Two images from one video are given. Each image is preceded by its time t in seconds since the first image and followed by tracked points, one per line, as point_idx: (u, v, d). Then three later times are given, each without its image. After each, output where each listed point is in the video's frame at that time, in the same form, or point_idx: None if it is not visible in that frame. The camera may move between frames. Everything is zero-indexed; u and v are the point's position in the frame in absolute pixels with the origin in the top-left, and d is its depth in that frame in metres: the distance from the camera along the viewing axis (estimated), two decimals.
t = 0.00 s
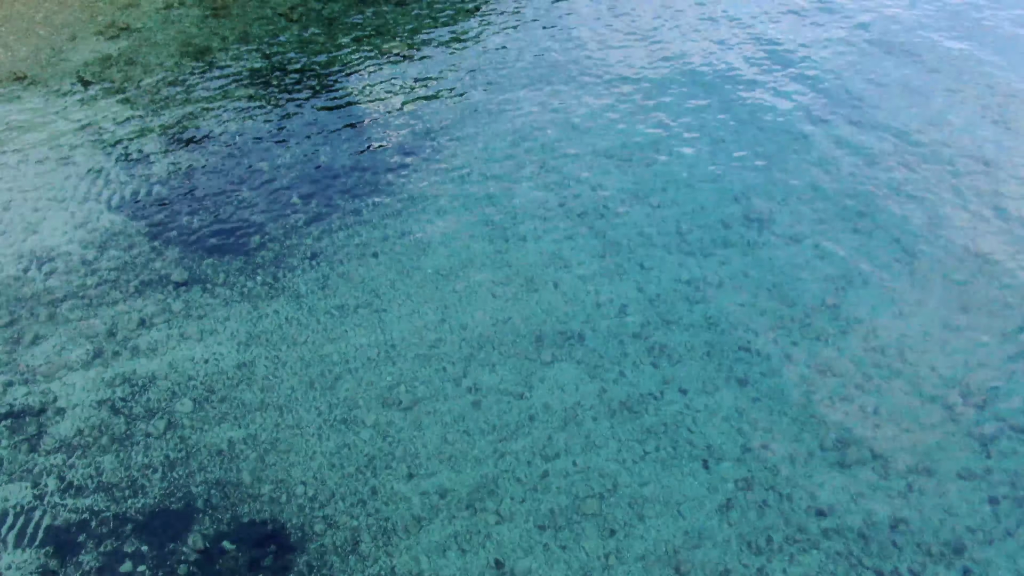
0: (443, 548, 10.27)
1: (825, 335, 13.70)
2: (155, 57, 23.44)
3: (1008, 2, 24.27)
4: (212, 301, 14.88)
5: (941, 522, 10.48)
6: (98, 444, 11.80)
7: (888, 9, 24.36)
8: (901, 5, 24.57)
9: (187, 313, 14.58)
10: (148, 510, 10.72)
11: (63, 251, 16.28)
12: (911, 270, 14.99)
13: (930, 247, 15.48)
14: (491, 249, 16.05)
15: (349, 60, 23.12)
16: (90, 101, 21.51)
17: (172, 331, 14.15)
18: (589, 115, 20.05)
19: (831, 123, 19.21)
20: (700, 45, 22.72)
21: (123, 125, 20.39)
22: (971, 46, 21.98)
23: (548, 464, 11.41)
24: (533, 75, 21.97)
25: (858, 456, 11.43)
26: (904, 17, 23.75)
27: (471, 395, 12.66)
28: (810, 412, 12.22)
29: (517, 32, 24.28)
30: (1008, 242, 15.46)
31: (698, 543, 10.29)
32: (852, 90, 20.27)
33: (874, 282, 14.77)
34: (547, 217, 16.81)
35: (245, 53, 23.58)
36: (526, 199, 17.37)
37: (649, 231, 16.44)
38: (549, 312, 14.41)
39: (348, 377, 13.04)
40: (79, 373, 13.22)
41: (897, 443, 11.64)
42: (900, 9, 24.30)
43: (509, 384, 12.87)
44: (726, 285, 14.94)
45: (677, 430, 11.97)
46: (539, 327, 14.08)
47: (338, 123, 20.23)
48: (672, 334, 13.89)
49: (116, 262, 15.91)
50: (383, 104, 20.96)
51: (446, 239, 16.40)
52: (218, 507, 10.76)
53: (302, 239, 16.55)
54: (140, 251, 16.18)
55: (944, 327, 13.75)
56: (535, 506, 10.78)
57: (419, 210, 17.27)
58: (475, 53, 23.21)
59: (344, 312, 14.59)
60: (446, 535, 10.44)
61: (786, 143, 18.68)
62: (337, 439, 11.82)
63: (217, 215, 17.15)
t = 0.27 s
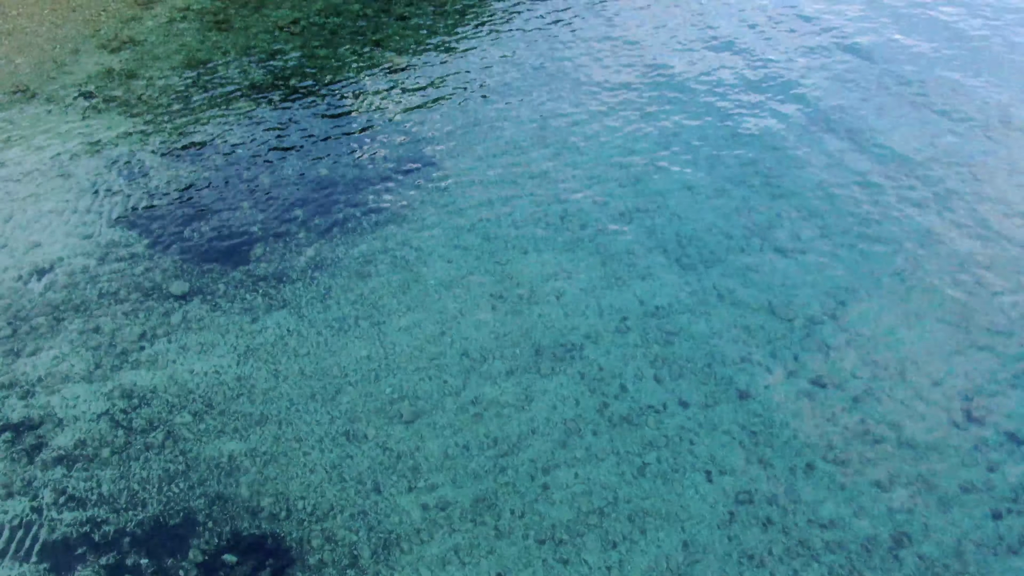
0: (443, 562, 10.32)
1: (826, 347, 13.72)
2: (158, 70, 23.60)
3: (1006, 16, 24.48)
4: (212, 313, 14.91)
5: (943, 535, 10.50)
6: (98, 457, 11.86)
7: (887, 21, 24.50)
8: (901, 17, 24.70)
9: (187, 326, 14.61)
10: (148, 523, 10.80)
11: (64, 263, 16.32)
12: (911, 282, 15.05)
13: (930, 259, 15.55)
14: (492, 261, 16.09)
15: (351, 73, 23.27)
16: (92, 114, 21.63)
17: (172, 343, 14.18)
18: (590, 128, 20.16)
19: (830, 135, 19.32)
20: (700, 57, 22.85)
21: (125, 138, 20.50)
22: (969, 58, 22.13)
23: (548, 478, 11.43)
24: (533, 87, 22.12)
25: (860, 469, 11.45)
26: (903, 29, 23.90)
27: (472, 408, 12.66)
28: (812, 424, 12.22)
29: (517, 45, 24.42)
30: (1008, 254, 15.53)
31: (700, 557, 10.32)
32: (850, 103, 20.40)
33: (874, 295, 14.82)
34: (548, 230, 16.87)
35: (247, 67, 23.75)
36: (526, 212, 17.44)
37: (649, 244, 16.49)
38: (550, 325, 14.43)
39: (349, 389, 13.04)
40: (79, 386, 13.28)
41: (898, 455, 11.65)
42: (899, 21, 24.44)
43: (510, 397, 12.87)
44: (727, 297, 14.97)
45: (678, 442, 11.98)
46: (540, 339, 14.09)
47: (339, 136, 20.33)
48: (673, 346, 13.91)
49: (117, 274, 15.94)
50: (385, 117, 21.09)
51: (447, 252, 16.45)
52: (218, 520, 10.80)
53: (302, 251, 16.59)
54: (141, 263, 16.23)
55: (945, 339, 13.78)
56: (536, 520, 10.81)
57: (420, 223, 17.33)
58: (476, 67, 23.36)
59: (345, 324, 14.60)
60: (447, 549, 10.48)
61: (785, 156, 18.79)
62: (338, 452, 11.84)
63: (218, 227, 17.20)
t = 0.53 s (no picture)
0: None
1: (827, 360, 13.72)
2: (160, 84, 23.76)
3: (1005, 27, 24.56)
4: (213, 325, 14.92)
5: (945, 549, 10.52)
6: (98, 469, 11.94)
7: (886, 32, 24.60)
8: (900, 28, 24.80)
9: (187, 338, 14.62)
10: (147, 537, 10.85)
11: (65, 275, 16.35)
12: (912, 294, 15.06)
13: (931, 271, 15.57)
14: (492, 274, 16.12)
15: (352, 86, 23.42)
16: (95, 127, 21.75)
17: (172, 355, 14.19)
18: (590, 141, 20.26)
19: (830, 148, 19.40)
20: (700, 69, 22.95)
21: (127, 150, 20.60)
22: (968, 70, 22.24)
23: (549, 491, 11.43)
24: (534, 100, 22.23)
25: (863, 483, 11.43)
26: (903, 41, 23.99)
27: (472, 421, 12.64)
28: (814, 437, 12.21)
29: (518, 58, 24.56)
30: (1009, 266, 15.55)
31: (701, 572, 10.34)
32: (849, 115, 20.50)
33: (875, 307, 14.83)
34: (548, 243, 16.92)
35: (249, 80, 23.90)
36: (527, 224, 17.50)
37: (649, 256, 16.53)
38: (551, 337, 14.42)
39: (349, 402, 13.03)
40: (79, 398, 13.30)
41: (901, 469, 11.63)
42: (899, 33, 24.54)
43: (511, 410, 12.86)
44: (728, 309, 14.98)
45: (679, 455, 11.97)
46: (540, 352, 14.08)
47: (341, 149, 20.42)
48: (674, 359, 13.90)
49: (118, 286, 15.97)
50: (386, 130, 21.20)
51: (447, 264, 16.48)
52: (217, 534, 10.85)
53: (303, 263, 16.62)
54: (142, 275, 16.25)
55: (948, 351, 13.77)
56: (537, 534, 10.82)
57: (421, 235, 17.37)
58: (476, 80, 23.50)
59: (345, 337, 14.60)
60: (447, 563, 10.51)
61: (785, 168, 18.85)
62: (338, 465, 11.85)
63: (219, 240, 17.24)
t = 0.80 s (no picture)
0: None
1: (829, 372, 13.71)
2: (162, 97, 23.91)
3: (1004, 40, 24.67)
4: (213, 338, 14.92)
5: (948, 562, 10.50)
6: (96, 483, 11.90)
7: (885, 45, 24.75)
8: (899, 41, 24.94)
9: (187, 351, 14.62)
10: (146, 551, 10.81)
11: (66, 287, 16.38)
12: (914, 307, 15.09)
13: (932, 284, 15.61)
14: (493, 287, 16.14)
15: (353, 100, 23.55)
16: (97, 140, 21.86)
17: (172, 368, 14.18)
18: (590, 154, 20.36)
19: (829, 160, 19.48)
20: (699, 82, 23.09)
21: (129, 163, 20.69)
22: (968, 83, 22.36)
23: (550, 504, 11.40)
24: (534, 113, 22.36)
25: (864, 496, 11.42)
26: (902, 54, 24.13)
27: (473, 434, 12.62)
28: (815, 450, 12.20)
29: (519, 71, 24.71)
30: (1010, 279, 15.59)
31: None
32: (848, 128, 20.61)
33: (877, 319, 14.86)
34: (549, 255, 16.96)
35: (250, 94, 24.04)
36: (527, 237, 17.55)
37: (650, 269, 16.56)
38: (552, 350, 14.42)
39: (349, 416, 13.01)
40: (78, 411, 13.29)
41: (903, 481, 11.62)
42: (898, 46, 24.68)
43: (511, 423, 12.84)
44: (728, 322, 14.99)
45: (680, 469, 11.95)
46: (541, 365, 14.07)
47: (342, 162, 20.50)
48: (675, 371, 13.90)
49: (118, 299, 15.99)
50: (387, 143, 21.30)
51: (448, 277, 16.50)
52: (216, 548, 10.80)
53: (304, 276, 16.64)
54: (143, 288, 16.28)
55: (950, 363, 13.78)
56: (538, 547, 10.79)
57: (422, 248, 17.41)
58: (477, 93, 23.64)
59: (346, 350, 14.59)
60: None
61: (785, 180, 18.93)
62: (339, 478, 11.83)
63: (220, 252, 17.29)
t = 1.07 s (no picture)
0: None
1: (829, 385, 13.72)
2: (164, 110, 24.07)
3: (1000, 54, 24.90)
4: (213, 350, 14.92)
5: None
6: (94, 496, 11.86)
7: (883, 59, 24.96)
8: (896, 55, 25.16)
9: (187, 363, 14.62)
10: (144, 564, 10.76)
11: (66, 300, 16.39)
12: (913, 319, 15.14)
13: (932, 296, 15.68)
14: (493, 299, 16.17)
15: (354, 113, 23.73)
16: (98, 153, 21.97)
17: (172, 380, 14.17)
18: (590, 167, 20.46)
19: (828, 173, 19.61)
20: (698, 96, 23.27)
21: (130, 176, 20.79)
22: (964, 97, 22.56)
23: (551, 517, 11.37)
24: (534, 126, 22.51)
25: (866, 509, 11.41)
26: (899, 68, 24.33)
27: (473, 447, 12.60)
28: (816, 463, 12.19)
29: (518, 85, 24.92)
30: (1009, 292, 15.67)
31: None
32: (846, 142, 20.77)
33: (877, 331, 14.90)
34: (549, 268, 17.02)
35: (252, 107, 24.22)
36: (527, 249, 17.62)
37: (650, 281, 16.62)
38: (552, 363, 14.43)
39: (349, 428, 13.00)
40: (77, 424, 13.26)
41: (905, 494, 11.62)
42: (895, 60, 24.90)
43: (512, 436, 12.82)
44: (729, 334, 15.03)
45: (681, 482, 11.93)
46: (541, 377, 14.07)
47: (343, 175, 20.61)
48: (676, 384, 13.90)
49: (119, 311, 16.00)
50: (388, 155, 21.43)
51: (448, 289, 16.55)
52: (215, 562, 10.77)
53: (304, 288, 16.67)
54: (143, 300, 16.30)
55: (950, 375, 13.82)
56: (539, 561, 10.76)
57: (422, 260, 17.46)
58: (477, 106, 23.81)
59: (346, 362, 14.59)
60: None
61: (784, 193, 19.04)
62: (338, 491, 11.81)
63: (221, 264, 17.33)
